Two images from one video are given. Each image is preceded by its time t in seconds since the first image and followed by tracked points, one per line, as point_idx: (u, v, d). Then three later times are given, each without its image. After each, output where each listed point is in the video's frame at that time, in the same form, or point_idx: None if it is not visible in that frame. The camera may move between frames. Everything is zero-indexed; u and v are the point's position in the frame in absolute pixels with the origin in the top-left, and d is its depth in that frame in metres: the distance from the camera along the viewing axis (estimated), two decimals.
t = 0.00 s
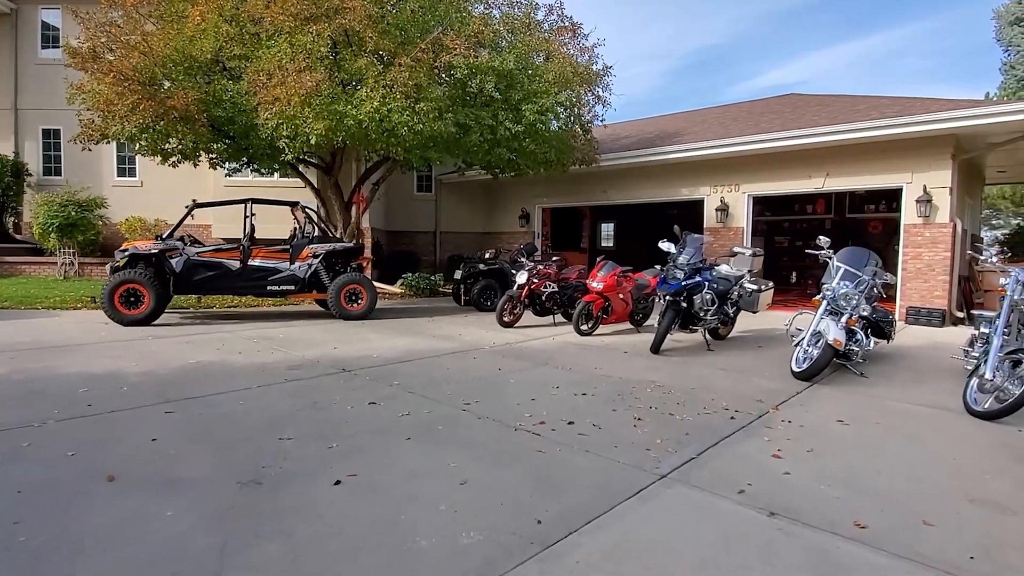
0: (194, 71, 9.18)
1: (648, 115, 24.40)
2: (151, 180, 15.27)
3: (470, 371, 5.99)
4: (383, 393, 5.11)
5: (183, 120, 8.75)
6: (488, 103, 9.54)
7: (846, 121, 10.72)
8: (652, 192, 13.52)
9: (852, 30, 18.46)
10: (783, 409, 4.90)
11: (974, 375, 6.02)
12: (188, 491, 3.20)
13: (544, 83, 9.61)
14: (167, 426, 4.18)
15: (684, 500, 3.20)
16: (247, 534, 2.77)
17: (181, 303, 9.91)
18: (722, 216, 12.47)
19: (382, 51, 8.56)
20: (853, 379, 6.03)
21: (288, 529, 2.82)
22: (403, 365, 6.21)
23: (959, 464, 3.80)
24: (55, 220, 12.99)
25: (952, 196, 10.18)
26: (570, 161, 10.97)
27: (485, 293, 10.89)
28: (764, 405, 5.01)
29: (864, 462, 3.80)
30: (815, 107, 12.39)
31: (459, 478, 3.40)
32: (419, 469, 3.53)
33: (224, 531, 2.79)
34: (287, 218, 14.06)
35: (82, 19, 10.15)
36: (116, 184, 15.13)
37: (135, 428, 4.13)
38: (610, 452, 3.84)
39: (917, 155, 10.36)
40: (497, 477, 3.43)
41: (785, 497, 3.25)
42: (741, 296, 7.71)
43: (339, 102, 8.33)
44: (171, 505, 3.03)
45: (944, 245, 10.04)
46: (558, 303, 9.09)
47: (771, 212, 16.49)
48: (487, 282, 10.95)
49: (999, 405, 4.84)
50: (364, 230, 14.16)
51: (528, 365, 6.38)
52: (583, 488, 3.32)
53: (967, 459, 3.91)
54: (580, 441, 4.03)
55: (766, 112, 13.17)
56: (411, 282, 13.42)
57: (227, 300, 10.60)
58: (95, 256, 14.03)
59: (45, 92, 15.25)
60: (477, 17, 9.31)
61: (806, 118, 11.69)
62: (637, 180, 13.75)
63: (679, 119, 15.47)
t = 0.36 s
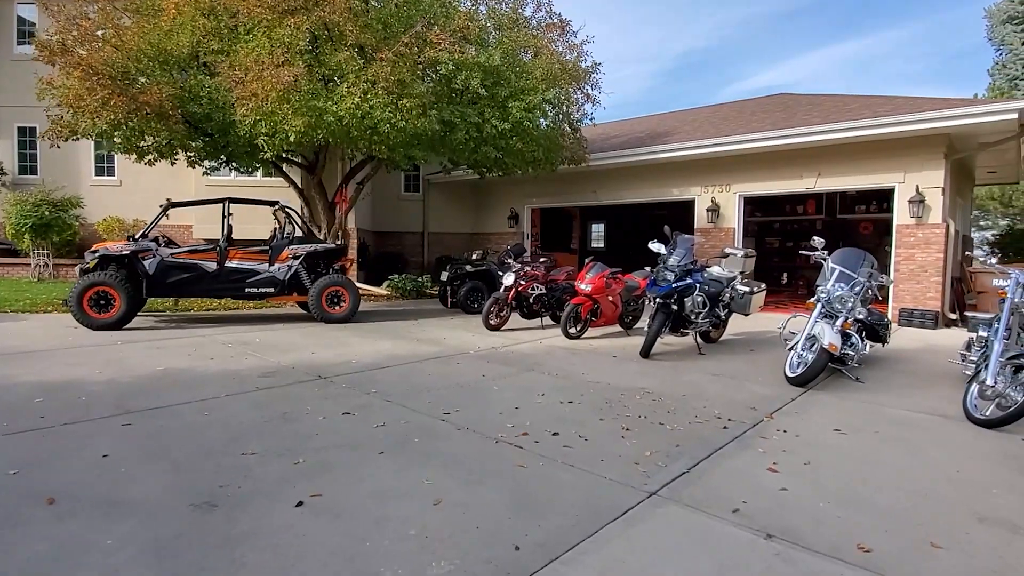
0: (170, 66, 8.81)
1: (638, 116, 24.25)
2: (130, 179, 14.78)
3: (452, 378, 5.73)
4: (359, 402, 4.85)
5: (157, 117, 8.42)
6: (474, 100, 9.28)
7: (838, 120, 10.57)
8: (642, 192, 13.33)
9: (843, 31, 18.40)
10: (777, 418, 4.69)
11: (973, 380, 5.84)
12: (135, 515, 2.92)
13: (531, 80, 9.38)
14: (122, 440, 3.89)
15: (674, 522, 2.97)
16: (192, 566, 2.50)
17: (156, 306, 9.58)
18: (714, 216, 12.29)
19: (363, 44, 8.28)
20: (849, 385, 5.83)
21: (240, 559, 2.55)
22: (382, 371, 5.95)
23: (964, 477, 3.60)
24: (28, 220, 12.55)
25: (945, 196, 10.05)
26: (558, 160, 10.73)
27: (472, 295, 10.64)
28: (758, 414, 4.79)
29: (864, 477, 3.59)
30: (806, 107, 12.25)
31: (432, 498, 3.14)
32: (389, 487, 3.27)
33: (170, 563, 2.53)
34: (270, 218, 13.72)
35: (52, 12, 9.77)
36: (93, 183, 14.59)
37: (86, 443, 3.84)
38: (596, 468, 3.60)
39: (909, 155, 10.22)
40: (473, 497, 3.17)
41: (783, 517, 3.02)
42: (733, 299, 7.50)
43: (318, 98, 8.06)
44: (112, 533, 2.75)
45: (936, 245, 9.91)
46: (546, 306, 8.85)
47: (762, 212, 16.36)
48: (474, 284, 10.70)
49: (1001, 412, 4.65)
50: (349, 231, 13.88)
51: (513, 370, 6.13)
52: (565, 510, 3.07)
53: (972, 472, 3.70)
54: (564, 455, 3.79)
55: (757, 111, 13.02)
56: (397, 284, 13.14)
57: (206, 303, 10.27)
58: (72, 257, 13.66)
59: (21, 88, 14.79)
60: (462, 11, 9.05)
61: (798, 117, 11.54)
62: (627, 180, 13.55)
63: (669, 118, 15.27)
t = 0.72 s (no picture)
0: (138, 59, 8.36)
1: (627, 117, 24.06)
2: (104, 179, 14.24)
3: (431, 388, 5.42)
4: (328, 416, 4.52)
5: (124, 113, 8.01)
6: (457, 96, 8.98)
7: (830, 119, 10.38)
8: (631, 192, 13.08)
9: (832, 32, 18.31)
10: (774, 431, 4.43)
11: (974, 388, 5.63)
12: (62, 552, 2.59)
13: (516, 77, 9.07)
14: (62, 462, 3.53)
15: (666, 555, 2.68)
16: None
17: (126, 311, 9.17)
18: (703, 216, 12.07)
19: (340, 36, 7.94)
20: (846, 393, 5.59)
21: None
22: (357, 380, 5.62)
23: (976, 497, 3.35)
24: None
25: (938, 197, 9.88)
26: (546, 159, 10.43)
27: (456, 298, 10.32)
28: (753, 426, 4.53)
29: (870, 498, 3.33)
30: (797, 106, 12.06)
31: (399, 530, 2.83)
32: (353, 517, 2.96)
33: None
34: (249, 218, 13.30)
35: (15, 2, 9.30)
36: (66, 183, 13.99)
37: (21, 466, 3.48)
38: (581, 491, 3.30)
39: (902, 155, 10.04)
40: (444, 528, 2.86)
41: (785, 548, 2.74)
42: (725, 302, 7.24)
43: (293, 93, 7.71)
44: None
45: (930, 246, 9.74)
46: (532, 309, 8.56)
47: (752, 213, 16.18)
48: (459, 286, 10.39)
49: (1008, 424, 4.42)
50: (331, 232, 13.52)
51: (496, 379, 5.83)
52: (546, 541, 2.77)
53: (983, 491, 3.45)
54: (547, 476, 3.49)
55: (747, 110, 12.82)
56: (381, 286, 12.80)
57: (179, 307, 9.87)
58: (42, 258, 13.15)
59: None
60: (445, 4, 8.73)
61: (789, 116, 11.34)
62: (615, 180, 13.30)
63: (658, 117, 15.05)
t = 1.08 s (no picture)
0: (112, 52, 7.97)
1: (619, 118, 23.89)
2: (81, 177, 13.80)
3: (414, 399, 5.13)
4: (303, 430, 4.22)
5: (96, 108, 7.68)
6: (444, 93, 8.72)
7: (825, 119, 10.20)
8: (623, 193, 12.85)
9: (824, 34, 18.21)
10: (775, 446, 4.19)
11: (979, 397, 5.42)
12: None
13: (506, 73, 8.80)
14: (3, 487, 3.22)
15: None
16: None
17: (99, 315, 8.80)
18: (696, 218, 11.86)
19: (322, 29, 7.65)
20: (848, 403, 5.37)
21: None
22: (335, 390, 5.32)
23: (997, 522, 3.12)
24: None
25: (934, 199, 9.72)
26: (536, 159, 10.17)
27: (444, 301, 10.05)
28: (753, 440, 4.29)
29: (882, 523, 3.09)
30: (791, 105, 11.88)
31: (371, 567, 2.55)
32: (323, 551, 2.67)
33: None
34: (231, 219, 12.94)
35: None
36: (41, 181, 13.53)
37: None
38: (572, 517, 3.03)
39: (898, 155, 9.88)
40: (420, 564, 2.58)
41: None
42: (720, 306, 7.01)
43: (271, 89, 7.41)
44: None
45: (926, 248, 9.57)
46: (521, 313, 8.31)
47: (745, 214, 16.03)
48: (447, 289, 10.10)
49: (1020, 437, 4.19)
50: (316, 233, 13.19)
51: (483, 387, 5.55)
52: None
53: (1002, 514, 3.23)
54: (534, 499, 3.22)
55: (741, 110, 12.63)
56: (368, 288, 12.48)
57: (155, 311, 9.51)
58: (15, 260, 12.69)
59: None
60: None
61: (783, 115, 11.16)
62: (606, 180, 13.07)
63: (650, 117, 14.84)
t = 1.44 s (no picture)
0: (89, 45, 7.64)
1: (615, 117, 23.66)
2: (64, 175, 13.42)
3: (400, 408, 4.85)
4: (278, 445, 3.93)
5: (71, 102, 7.35)
6: (434, 87, 8.44)
7: (826, 116, 9.96)
8: (620, 192, 12.59)
9: (822, 33, 18.03)
10: (784, 460, 3.93)
11: (994, 405, 5.17)
12: None
13: (499, 68, 8.51)
14: None
15: None
16: None
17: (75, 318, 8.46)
18: (694, 218, 11.62)
19: (308, 20, 7.34)
20: (857, 411, 5.12)
21: None
22: (317, 399, 5.03)
23: None
24: None
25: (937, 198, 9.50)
26: (531, 157, 9.88)
27: (435, 303, 9.77)
28: (759, 453, 4.03)
29: (908, 549, 2.82)
30: (791, 103, 11.66)
31: None
32: None
33: None
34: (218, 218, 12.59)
35: None
36: (22, 179, 13.13)
37: None
38: (569, 544, 2.75)
39: (901, 154, 9.65)
40: None
41: None
42: (721, 309, 6.75)
43: (254, 83, 7.11)
44: None
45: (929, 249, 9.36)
46: (515, 316, 8.03)
47: (742, 214, 15.83)
48: (438, 290, 9.81)
49: None
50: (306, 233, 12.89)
51: (475, 395, 5.27)
52: None
53: None
54: (526, 524, 2.94)
55: (739, 108, 12.39)
56: (358, 290, 12.16)
57: (135, 313, 9.17)
58: None
59: None
60: None
61: (783, 113, 10.93)
62: (602, 180, 12.82)
63: (647, 115, 14.59)
